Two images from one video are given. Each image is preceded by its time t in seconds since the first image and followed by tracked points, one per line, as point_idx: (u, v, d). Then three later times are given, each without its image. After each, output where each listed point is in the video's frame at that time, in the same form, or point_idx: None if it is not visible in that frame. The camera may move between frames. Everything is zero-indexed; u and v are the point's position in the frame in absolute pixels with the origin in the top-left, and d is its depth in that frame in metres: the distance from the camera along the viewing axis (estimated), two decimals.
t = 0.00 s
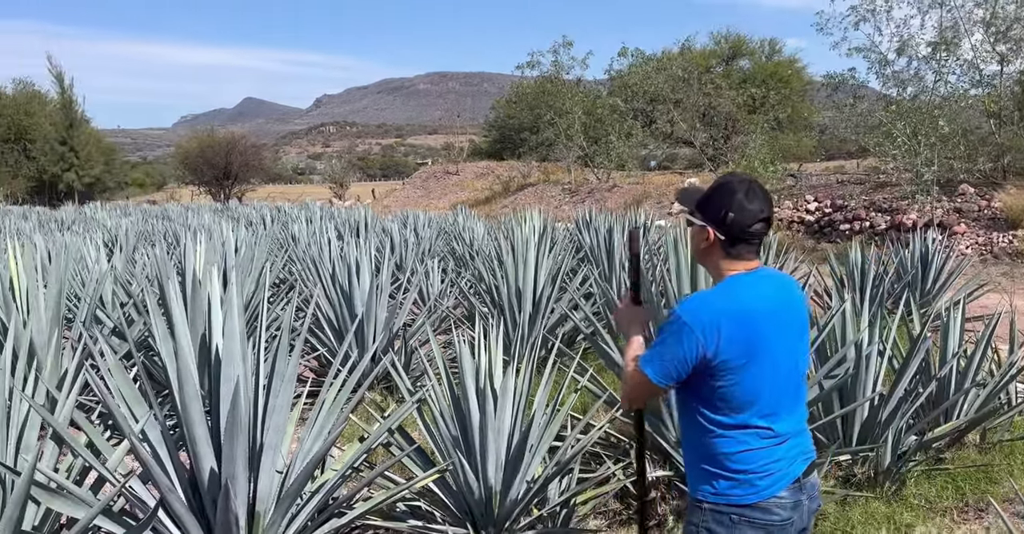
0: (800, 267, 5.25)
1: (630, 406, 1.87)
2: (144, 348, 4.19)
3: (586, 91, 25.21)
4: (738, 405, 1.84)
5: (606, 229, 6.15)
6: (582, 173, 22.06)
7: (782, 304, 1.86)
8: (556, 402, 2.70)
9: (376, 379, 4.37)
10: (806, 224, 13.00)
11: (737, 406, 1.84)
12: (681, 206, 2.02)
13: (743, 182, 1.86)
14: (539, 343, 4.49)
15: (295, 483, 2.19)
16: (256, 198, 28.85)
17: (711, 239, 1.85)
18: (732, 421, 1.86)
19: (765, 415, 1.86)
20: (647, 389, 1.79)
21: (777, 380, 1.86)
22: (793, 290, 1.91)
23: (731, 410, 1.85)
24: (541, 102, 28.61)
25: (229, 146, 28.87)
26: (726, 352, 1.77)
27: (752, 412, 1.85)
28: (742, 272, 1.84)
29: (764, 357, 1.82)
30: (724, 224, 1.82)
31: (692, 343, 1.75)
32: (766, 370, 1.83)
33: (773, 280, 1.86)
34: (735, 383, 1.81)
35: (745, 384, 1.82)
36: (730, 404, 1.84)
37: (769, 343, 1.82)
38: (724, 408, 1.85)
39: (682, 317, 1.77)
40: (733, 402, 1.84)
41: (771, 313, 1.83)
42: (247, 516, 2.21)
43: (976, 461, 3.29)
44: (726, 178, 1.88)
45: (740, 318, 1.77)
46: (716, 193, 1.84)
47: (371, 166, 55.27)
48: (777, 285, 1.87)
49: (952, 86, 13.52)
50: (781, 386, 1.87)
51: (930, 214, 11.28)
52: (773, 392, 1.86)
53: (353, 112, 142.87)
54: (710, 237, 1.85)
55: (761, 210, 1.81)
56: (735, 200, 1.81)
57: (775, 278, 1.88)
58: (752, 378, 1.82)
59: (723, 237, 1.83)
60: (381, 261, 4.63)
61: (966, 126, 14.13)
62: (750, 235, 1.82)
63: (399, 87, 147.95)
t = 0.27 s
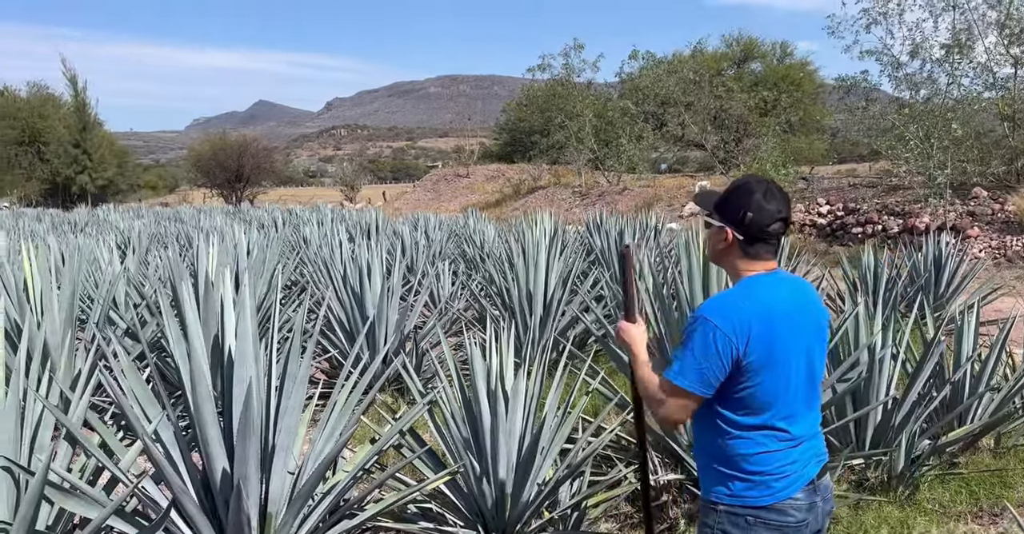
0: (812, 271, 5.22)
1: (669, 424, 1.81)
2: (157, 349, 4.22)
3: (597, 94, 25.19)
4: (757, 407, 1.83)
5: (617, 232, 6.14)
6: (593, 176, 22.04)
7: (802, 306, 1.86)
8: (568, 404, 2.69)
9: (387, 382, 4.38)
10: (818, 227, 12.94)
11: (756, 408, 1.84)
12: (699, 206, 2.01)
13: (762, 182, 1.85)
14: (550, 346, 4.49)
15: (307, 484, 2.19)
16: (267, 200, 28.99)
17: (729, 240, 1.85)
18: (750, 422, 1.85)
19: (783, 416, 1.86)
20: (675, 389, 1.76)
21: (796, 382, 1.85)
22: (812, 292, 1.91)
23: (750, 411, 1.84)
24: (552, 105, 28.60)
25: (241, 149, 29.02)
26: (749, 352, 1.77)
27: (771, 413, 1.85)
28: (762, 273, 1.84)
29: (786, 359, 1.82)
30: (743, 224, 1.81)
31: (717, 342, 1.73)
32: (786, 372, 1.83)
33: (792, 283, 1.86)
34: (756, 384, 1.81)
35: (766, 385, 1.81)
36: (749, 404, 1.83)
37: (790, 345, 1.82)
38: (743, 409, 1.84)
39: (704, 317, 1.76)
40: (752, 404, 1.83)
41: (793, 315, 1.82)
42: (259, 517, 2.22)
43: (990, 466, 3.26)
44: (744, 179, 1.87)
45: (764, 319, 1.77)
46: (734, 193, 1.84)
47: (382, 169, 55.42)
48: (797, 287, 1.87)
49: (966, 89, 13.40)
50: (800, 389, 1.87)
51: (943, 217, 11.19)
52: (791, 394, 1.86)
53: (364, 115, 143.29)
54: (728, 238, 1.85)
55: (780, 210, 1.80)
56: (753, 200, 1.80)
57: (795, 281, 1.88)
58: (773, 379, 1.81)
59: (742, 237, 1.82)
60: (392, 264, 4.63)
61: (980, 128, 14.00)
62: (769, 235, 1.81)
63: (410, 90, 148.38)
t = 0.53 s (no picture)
0: (826, 274, 5.19)
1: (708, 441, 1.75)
2: (173, 352, 4.25)
3: (609, 96, 25.17)
4: (777, 412, 1.82)
5: (631, 234, 6.14)
6: (605, 179, 22.01)
7: (821, 312, 1.86)
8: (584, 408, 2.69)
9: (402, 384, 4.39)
10: (832, 231, 12.87)
11: (776, 413, 1.83)
12: (714, 210, 2.00)
13: (778, 185, 1.84)
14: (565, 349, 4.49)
15: (324, 487, 2.20)
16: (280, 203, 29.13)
17: (746, 243, 1.84)
18: (768, 428, 1.84)
19: (802, 422, 1.85)
20: (709, 400, 1.72)
21: (815, 388, 1.85)
22: (829, 298, 1.90)
23: (769, 417, 1.83)
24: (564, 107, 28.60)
25: (254, 152, 29.18)
26: (770, 358, 1.76)
27: (790, 418, 1.83)
28: (780, 278, 1.83)
29: (806, 365, 1.81)
30: (760, 228, 1.80)
31: (740, 348, 1.72)
32: (805, 377, 1.82)
33: (811, 288, 1.86)
34: (776, 390, 1.80)
35: (786, 390, 1.80)
36: (768, 410, 1.83)
37: (810, 350, 1.81)
38: (762, 414, 1.83)
39: (727, 322, 1.75)
40: (772, 409, 1.82)
41: (812, 321, 1.82)
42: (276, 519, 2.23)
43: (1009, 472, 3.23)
44: (761, 182, 1.86)
45: (784, 324, 1.76)
46: (751, 197, 1.82)
47: (394, 172, 55.60)
48: (815, 292, 1.87)
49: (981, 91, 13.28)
50: (818, 395, 1.86)
51: (958, 221, 11.10)
52: (810, 400, 1.85)
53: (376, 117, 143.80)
54: (745, 242, 1.84)
55: (797, 214, 1.79)
56: (770, 204, 1.79)
57: (813, 286, 1.87)
58: (792, 384, 1.80)
59: (759, 241, 1.81)
60: (406, 267, 4.63)
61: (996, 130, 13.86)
62: (786, 238, 1.80)
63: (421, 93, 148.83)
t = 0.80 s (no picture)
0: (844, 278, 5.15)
1: (738, 450, 1.71)
2: (190, 353, 4.27)
3: (623, 99, 25.14)
4: (795, 416, 1.81)
5: (646, 237, 6.12)
6: (619, 182, 21.98)
7: (837, 315, 1.84)
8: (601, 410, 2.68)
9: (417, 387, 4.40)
10: (848, 234, 12.77)
11: (794, 417, 1.81)
12: (726, 212, 1.99)
13: (791, 186, 1.83)
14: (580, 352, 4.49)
15: (341, 489, 2.20)
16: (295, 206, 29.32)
17: (759, 246, 1.82)
18: (786, 432, 1.82)
19: (819, 425, 1.83)
20: (736, 406, 1.69)
21: (832, 391, 1.83)
22: (845, 301, 1.89)
23: (787, 421, 1.81)
24: (578, 110, 28.60)
25: (270, 155, 29.39)
26: (789, 362, 1.74)
27: (808, 422, 1.82)
28: (795, 281, 1.82)
29: (824, 368, 1.80)
30: (773, 230, 1.78)
31: (762, 353, 1.70)
32: (823, 380, 1.80)
33: (827, 290, 1.84)
34: (795, 394, 1.78)
35: (804, 394, 1.78)
36: (785, 414, 1.81)
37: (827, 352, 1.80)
38: (781, 419, 1.82)
39: (745, 327, 1.73)
40: (790, 413, 1.80)
41: (830, 323, 1.80)
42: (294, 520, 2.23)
43: None
44: (773, 184, 1.84)
45: (802, 327, 1.75)
46: (763, 198, 1.81)
47: (408, 175, 55.83)
48: (831, 293, 1.85)
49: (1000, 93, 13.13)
50: (835, 398, 1.84)
51: (976, 224, 10.98)
52: (827, 403, 1.83)
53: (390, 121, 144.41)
54: (758, 244, 1.83)
55: (811, 215, 1.77)
56: (784, 205, 1.77)
57: (828, 288, 1.86)
58: (810, 388, 1.79)
59: (772, 243, 1.80)
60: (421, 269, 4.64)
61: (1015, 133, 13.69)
62: (800, 240, 1.78)
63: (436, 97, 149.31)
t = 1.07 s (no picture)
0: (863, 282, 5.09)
1: (754, 457, 1.69)
2: (206, 356, 4.30)
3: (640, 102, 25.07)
4: (806, 422, 1.78)
5: (662, 241, 6.09)
6: (635, 186, 21.92)
7: (849, 319, 1.81)
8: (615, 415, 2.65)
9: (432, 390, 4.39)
10: (867, 237, 12.62)
11: (806, 423, 1.78)
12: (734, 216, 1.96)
13: (799, 189, 1.80)
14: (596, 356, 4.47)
15: (353, 493, 2.20)
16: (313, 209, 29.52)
17: (767, 250, 1.80)
18: (799, 438, 1.79)
19: (831, 431, 1.80)
20: (750, 413, 1.67)
21: (844, 396, 1.80)
22: (856, 304, 1.85)
23: (799, 426, 1.79)
24: (594, 114, 28.57)
25: (288, 159, 29.62)
26: (801, 366, 1.71)
27: (820, 428, 1.79)
28: (805, 284, 1.79)
29: (836, 372, 1.77)
30: (782, 234, 1.76)
31: (774, 359, 1.67)
32: (835, 385, 1.77)
33: (837, 294, 1.81)
34: (807, 399, 1.76)
35: (816, 399, 1.76)
36: (796, 419, 1.78)
37: (840, 356, 1.77)
38: (793, 424, 1.79)
39: (756, 332, 1.71)
40: (802, 418, 1.78)
41: (841, 327, 1.77)
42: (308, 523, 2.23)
43: None
44: (780, 187, 1.82)
45: (814, 331, 1.72)
46: (771, 202, 1.78)
47: (425, 179, 56.05)
48: (841, 297, 1.82)
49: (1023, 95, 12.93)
50: (847, 403, 1.81)
51: (998, 227, 10.82)
52: (840, 408, 1.80)
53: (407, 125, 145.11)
54: (767, 248, 1.80)
55: (819, 218, 1.75)
56: (792, 209, 1.75)
57: (839, 292, 1.83)
58: (823, 393, 1.76)
59: (781, 247, 1.77)
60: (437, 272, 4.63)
61: None
62: (809, 243, 1.76)
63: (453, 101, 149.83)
